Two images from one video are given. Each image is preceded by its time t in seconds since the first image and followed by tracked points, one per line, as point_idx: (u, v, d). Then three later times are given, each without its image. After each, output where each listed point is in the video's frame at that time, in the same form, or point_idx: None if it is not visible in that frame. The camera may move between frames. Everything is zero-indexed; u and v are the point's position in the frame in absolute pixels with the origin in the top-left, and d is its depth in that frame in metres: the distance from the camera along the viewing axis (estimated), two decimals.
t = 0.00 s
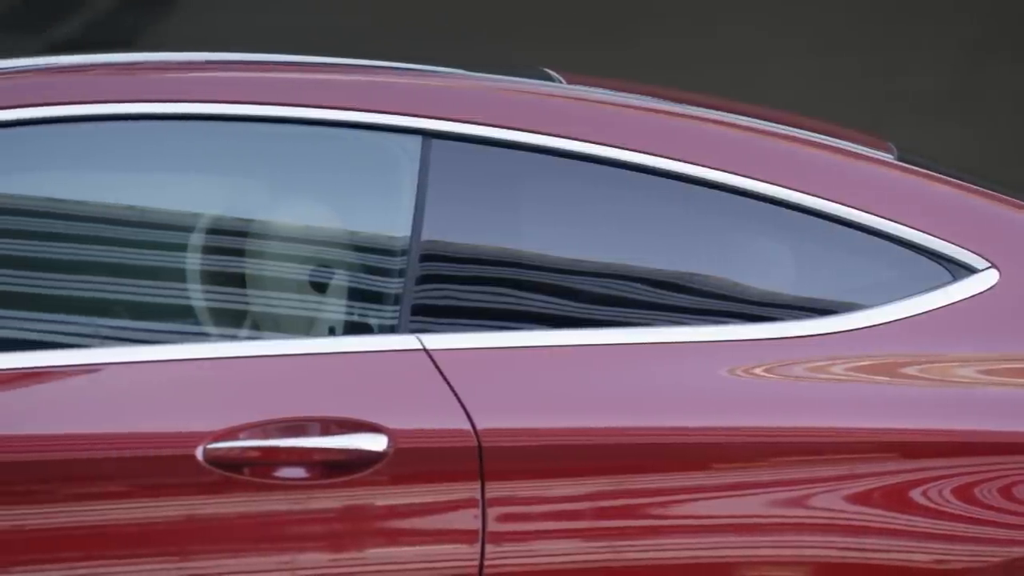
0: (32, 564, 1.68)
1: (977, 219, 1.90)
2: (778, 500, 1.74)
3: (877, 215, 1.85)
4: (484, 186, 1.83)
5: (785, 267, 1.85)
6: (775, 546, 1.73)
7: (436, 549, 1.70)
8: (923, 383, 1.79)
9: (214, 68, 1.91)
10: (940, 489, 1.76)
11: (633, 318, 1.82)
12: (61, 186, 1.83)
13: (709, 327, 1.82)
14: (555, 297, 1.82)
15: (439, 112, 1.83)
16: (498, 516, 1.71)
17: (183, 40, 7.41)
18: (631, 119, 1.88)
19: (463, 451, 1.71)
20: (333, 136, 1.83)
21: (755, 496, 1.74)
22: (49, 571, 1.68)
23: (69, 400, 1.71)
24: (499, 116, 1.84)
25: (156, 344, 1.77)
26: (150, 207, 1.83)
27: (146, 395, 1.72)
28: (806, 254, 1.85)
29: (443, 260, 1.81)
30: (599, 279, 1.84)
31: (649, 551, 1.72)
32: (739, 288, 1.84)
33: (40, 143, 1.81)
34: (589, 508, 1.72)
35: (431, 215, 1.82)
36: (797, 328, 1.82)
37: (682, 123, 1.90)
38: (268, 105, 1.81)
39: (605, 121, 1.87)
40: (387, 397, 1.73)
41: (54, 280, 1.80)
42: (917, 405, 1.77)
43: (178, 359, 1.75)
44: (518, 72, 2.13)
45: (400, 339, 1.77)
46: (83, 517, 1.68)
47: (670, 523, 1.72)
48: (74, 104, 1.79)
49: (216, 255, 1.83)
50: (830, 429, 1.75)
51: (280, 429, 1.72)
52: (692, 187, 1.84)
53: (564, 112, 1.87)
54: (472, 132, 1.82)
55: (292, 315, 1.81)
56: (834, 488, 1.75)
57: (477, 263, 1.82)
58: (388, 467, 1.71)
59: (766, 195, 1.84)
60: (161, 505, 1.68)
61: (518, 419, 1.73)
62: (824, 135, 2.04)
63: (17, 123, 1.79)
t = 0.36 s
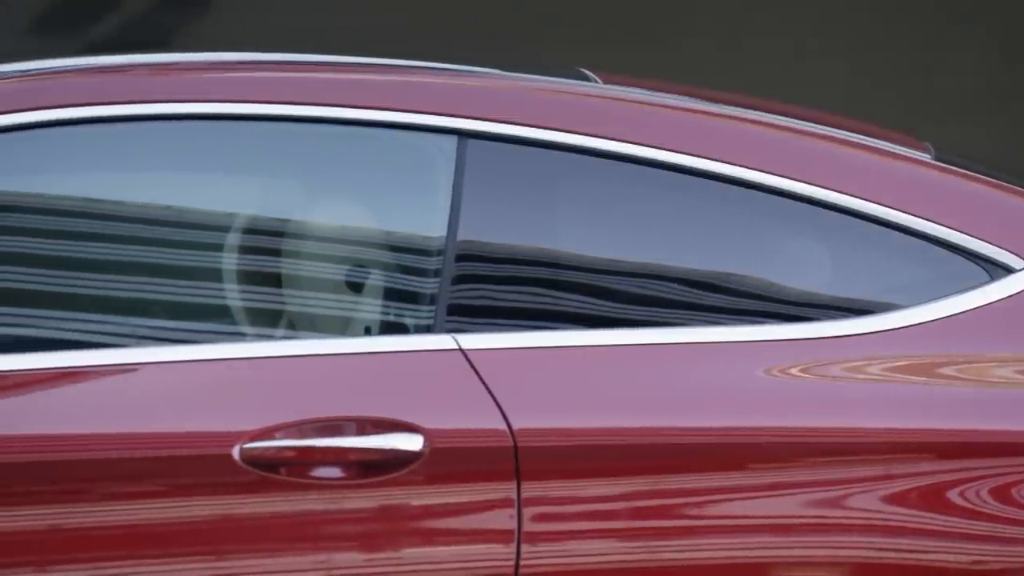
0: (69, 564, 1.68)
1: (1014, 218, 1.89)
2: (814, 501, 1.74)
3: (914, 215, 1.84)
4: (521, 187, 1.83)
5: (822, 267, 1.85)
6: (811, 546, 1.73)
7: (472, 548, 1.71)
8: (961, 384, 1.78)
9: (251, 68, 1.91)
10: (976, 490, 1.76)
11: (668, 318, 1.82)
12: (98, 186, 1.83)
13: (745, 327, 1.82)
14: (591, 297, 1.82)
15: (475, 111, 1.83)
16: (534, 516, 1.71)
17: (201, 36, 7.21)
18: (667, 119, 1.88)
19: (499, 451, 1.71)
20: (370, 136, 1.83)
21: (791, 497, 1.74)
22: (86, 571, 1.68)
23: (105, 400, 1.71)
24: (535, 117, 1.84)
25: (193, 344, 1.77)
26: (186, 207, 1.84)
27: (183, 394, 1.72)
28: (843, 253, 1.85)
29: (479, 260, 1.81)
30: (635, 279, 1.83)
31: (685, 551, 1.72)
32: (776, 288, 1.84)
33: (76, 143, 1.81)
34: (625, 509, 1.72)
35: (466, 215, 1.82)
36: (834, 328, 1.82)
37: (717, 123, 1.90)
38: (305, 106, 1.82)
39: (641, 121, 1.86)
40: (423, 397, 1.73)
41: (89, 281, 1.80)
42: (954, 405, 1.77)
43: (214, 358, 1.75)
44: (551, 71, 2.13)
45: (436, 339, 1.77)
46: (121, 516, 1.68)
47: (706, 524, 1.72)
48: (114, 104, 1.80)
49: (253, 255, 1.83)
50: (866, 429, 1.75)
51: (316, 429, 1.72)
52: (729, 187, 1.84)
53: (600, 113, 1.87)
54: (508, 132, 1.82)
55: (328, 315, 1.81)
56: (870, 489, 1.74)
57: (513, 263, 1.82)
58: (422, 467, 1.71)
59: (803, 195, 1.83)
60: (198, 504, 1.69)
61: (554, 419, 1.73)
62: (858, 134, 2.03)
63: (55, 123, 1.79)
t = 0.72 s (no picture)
0: (105, 563, 1.68)
1: None
2: (849, 501, 1.73)
3: (951, 215, 1.84)
4: (556, 187, 1.82)
5: (857, 267, 1.85)
6: (847, 547, 1.72)
7: (508, 549, 1.70)
8: (998, 384, 1.79)
9: (286, 67, 1.91)
10: (1013, 490, 1.75)
11: (704, 318, 1.82)
12: (134, 186, 1.83)
13: (780, 326, 1.82)
14: (626, 298, 1.82)
15: (509, 111, 1.83)
16: (569, 516, 1.71)
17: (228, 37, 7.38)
18: (703, 118, 1.88)
19: (534, 451, 1.71)
20: (406, 136, 1.83)
21: (826, 498, 1.73)
22: (122, 570, 1.68)
23: (142, 400, 1.72)
24: (571, 117, 1.84)
25: (230, 343, 1.77)
26: (222, 206, 1.84)
27: (218, 394, 1.72)
28: (879, 254, 1.85)
29: (513, 260, 1.81)
30: (670, 279, 1.83)
31: (721, 552, 1.72)
32: (812, 288, 1.84)
33: (113, 144, 1.82)
34: (660, 509, 1.72)
35: (502, 216, 1.82)
36: (871, 328, 1.82)
37: (753, 123, 1.90)
38: (338, 105, 1.82)
39: (676, 121, 1.86)
40: (459, 398, 1.73)
41: (126, 280, 1.81)
42: (990, 406, 1.77)
43: (251, 358, 1.75)
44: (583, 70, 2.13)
45: (472, 339, 1.77)
46: (157, 516, 1.69)
47: (742, 524, 1.72)
48: (151, 105, 1.81)
49: (288, 255, 1.84)
50: (902, 429, 1.75)
51: (352, 429, 1.72)
52: (765, 187, 1.84)
53: (635, 112, 1.87)
54: (545, 132, 1.82)
55: (364, 315, 1.82)
56: (906, 489, 1.74)
57: (547, 263, 1.82)
58: (458, 467, 1.71)
59: (840, 194, 1.83)
60: (234, 503, 1.69)
61: (590, 418, 1.73)
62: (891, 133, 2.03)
63: (92, 123, 1.80)
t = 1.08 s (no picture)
0: (141, 562, 1.68)
1: None
2: (887, 502, 1.73)
3: (989, 215, 1.84)
4: (592, 187, 1.82)
5: (894, 267, 1.85)
6: (884, 548, 1.72)
7: (545, 548, 1.70)
8: None
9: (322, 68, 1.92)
10: None
11: (740, 318, 1.82)
12: (170, 186, 1.84)
13: (817, 326, 1.82)
14: (662, 298, 1.82)
15: (544, 111, 1.83)
16: (606, 516, 1.70)
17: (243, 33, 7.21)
18: (739, 118, 1.88)
19: (571, 451, 1.71)
20: (442, 136, 1.84)
21: (864, 498, 1.73)
22: (158, 570, 1.68)
23: (179, 400, 1.72)
24: (607, 116, 1.84)
25: (267, 343, 1.77)
26: (258, 207, 1.85)
27: (255, 394, 1.72)
28: (916, 254, 1.86)
29: (549, 260, 1.81)
30: (706, 279, 1.84)
31: (758, 552, 1.71)
32: (849, 288, 1.85)
33: (148, 144, 1.82)
34: (696, 509, 1.72)
35: (538, 216, 1.82)
36: (909, 327, 1.83)
37: (788, 122, 1.89)
38: (372, 105, 1.82)
39: (712, 121, 1.86)
40: (496, 398, 1.73)
41: (161, 280, 1.81)
42: None
43: (288, 358, 1.76)
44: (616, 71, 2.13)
45: (508, 339, 1.77)
46: (194, 515, 1.69)
47: (780, 524, 1.72)
48: (187, 105, 1.81)
49: (325, 254, 1.84)
50: (940, 430, 1.75)
51: (389, 429, 1.72)
52: (803, 186, 1.84)
53: (671, 112, 1.87)
54: (582, 133, 1.82)
55: (400, 315, 1.82)
56: (944, 491, 1.74)
57: (582, 263, 1.82)
58: (494, 467, 1.71)
59: (876, 194, 1.84)
60: (271, 502, 1.69)
61: (627, 419, 1.72)
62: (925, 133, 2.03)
63: (130, 124, 1.80)
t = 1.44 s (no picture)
0: (177, 562, 1.68)
1: None
2: (924, 503, 1.72)
3: None
4: (630, 187, 1.82)
5: (931, 267, 1.85)
6: (922, 548, 1.71)
7: (582, 548, 1.70)
8: None
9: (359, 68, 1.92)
10: None
11: (777, 318, 1.82)
12: (207, 186, 1.84)
13: (853, 326, 1.82)
14: (699, 298, 1.83)
15: (582, 111, 1.83)
16: (643, 516, 1.70)
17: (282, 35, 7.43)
18: (777, 118, 1.87)
19: (607, 450, 1.71)
20: (479, 136, 1.83)
21: (901, 499, 1.72)
22: (193, 570, 1.68)
23: (215, 399, 1.72)
24: (645, 116, 1.84)
25: (304, 343, 1.78)
26: (296, 207, 1.85)
27: (292, 394, 1.73)
28: (953, 254, 1.85)
29: (586, 260, 1.82)
30: (743, 279, 1.84)
31: (795, 553, 1.71)
32: (886, 288, 1.85)
33: (185, 144, 1.82)
34: (732, 509, 1.71)
35: (575, 215, 1.82)
36: (947, 327, 1.83)
37: (826, 122, 1.89)
38: (410, 105, 1.82)
39: (750, 121, 1.86)
40: (533, 398, 1.73)
41: (198, 280, 1.82)
42: None
43: (317, 358, 1.76)
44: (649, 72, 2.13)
45: (545, 339, 1.78)
46: (230, 515, 1.68)
47: (817, 524, 1.71)
48: (225, 105, 1.81)
49: (362, 255, 1.85)
50: (978, 431, 1.74)
51: (426, 428, 1.72)
52: (840, 187, 1.84)
53: (709, 112, 1.87)
54: (620, 132, 1.82)
55: (438, 315, 1.82)
56: (981, 491, 1.73)
57: (620, 263, 1.82)
58: (530, 467, 1.70)
59: (913, 194, 1.84)
60: (307, 502, 1.69)
61: (664, 418, 1.72)
62: (955, 131, 2.03)
63: (169, 124, 1.80)
